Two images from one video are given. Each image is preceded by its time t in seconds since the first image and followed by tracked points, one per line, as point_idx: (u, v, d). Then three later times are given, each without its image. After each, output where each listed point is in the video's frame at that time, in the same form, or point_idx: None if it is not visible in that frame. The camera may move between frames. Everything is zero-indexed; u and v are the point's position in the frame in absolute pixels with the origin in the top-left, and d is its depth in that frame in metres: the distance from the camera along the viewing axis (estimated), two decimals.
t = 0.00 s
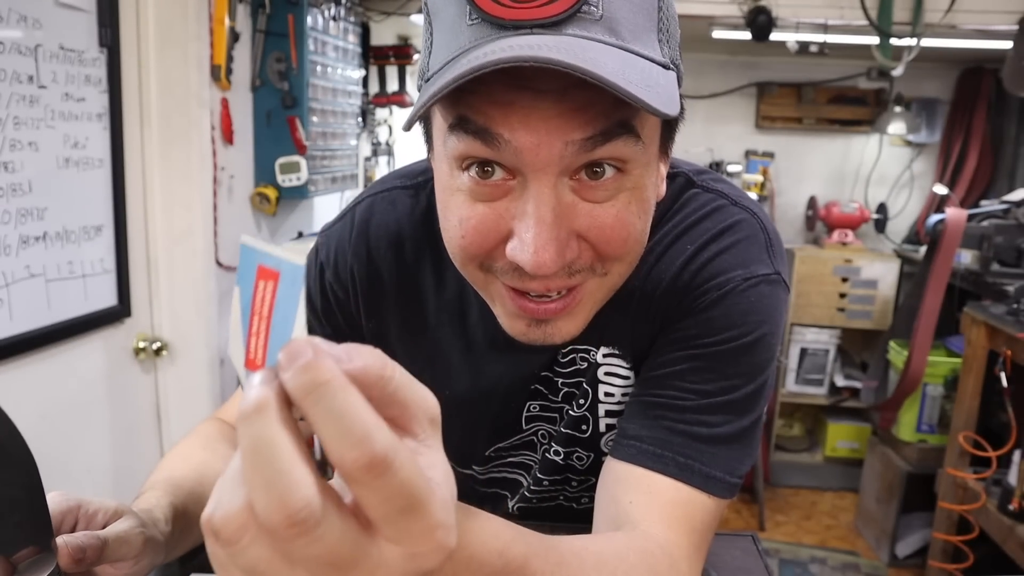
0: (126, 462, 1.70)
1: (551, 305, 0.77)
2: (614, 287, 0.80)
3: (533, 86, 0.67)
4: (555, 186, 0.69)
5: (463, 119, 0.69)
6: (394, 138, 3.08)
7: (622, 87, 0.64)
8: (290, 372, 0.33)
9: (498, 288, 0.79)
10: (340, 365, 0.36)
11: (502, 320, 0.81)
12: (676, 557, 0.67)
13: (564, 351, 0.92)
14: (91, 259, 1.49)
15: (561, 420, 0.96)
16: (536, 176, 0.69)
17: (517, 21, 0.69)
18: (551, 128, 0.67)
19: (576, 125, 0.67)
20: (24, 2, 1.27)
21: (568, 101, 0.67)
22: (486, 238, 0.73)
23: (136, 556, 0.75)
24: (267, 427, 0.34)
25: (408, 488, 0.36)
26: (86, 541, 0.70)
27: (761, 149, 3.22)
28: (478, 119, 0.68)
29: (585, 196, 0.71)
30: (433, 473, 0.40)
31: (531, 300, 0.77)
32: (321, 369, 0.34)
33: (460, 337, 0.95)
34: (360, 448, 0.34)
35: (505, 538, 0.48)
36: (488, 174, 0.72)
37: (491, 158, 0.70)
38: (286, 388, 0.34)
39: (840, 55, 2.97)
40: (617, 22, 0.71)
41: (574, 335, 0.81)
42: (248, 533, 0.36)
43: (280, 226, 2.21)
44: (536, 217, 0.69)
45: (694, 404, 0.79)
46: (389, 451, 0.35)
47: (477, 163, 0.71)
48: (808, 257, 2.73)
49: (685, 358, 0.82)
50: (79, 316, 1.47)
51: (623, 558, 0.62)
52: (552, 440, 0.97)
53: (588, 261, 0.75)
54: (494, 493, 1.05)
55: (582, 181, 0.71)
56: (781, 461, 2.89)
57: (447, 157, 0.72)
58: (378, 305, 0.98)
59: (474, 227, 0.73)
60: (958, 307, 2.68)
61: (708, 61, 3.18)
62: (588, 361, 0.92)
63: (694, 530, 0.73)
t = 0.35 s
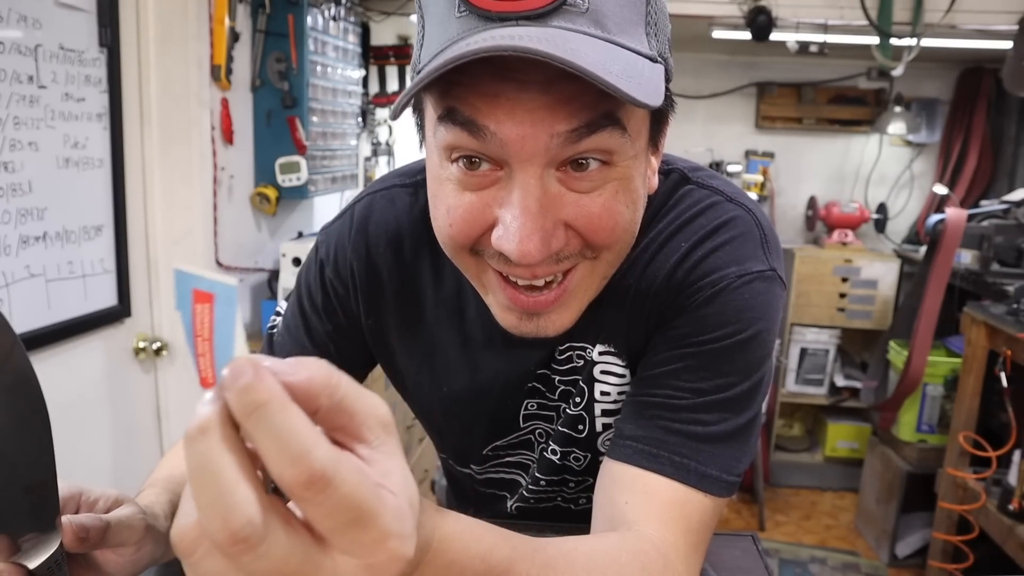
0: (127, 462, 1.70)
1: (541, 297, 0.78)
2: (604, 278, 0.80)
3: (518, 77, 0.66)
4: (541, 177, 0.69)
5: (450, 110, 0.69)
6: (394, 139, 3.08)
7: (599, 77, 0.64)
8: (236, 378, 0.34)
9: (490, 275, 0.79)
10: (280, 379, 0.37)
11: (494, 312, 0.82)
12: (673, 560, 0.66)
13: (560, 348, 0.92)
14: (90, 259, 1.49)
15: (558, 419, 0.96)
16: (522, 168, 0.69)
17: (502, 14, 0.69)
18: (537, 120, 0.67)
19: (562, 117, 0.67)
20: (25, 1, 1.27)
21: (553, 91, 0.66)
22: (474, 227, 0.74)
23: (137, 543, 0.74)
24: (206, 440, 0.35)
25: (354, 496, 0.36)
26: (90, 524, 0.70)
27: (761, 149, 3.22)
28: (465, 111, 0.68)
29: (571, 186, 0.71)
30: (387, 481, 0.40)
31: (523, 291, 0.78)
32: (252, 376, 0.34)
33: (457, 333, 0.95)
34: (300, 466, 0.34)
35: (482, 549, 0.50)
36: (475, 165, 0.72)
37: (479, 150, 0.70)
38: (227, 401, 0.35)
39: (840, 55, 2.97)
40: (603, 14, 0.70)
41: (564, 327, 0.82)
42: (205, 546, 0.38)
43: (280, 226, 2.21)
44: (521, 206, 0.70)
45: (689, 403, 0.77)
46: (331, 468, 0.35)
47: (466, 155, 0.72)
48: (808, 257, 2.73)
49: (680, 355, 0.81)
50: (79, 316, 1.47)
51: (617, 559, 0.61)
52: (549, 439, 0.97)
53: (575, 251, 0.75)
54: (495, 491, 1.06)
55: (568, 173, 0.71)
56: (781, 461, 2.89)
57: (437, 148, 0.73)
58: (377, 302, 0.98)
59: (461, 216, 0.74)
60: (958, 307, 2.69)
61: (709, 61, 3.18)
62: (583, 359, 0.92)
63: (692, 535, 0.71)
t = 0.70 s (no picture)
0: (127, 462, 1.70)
1: (548, 246, 0.77)
2: (605, 232, 0.80)
3: (536, 25, 0.66)
4: (554, 127, 0.70)
5: (467, 60, 0.69)
6: (395, 139, 3.09)
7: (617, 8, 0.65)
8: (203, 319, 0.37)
9: (496, 231, 0.78)
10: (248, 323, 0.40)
11: (500, 266, 0.81)
12: (675, 555, 0.63)
13: (562, 332, 0.92)
14: (90, 259, 1.49)
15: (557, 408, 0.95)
16: (537, 116, 0.69)
17: None
18: (554, 69, 0.67)
19: (579, 65, 0.67)
20: (24, 2, 1.27)
21: (571, 39, 0.66)
22: (489, 176, 0.74)
23: (136, 519, 0.74)
24: (187, 379, 0.38)
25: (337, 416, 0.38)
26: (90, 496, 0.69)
27: (761, 149, 3.22)
28: (481, 60, 0.68)
29: (582, 136, 0.71)
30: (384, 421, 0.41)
31: (530, 240, 0.77)
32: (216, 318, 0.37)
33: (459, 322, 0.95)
34: (281, 391, 0.37)
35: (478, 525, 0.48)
36: (491, 115, 0.72)
37: (494, 99, 0.70)
38: (197, 345, 0.37)
39: (840, 55, 2.97)
40: None
41: (563, 277, 0.82)
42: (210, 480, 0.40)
43: (279, 226, 2.21)
44: (536, 152, 0.70)
45: (691, 399, 0.74)
46: (311, 388, 0.38)
47: (481, 104, 0.71)
48: (808, 257, 2.73)
49: (680, 349, 0.78)
50: (79, 316, 1.47)
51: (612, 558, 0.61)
52: (550, 429, 0.96)
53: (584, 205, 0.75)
54: (498, 483, 1.06)
55: (579, 123, 0.71)
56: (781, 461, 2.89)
57: (452, 98, 0.72)
58: (383, 292, 0.97)
59: (478, 166, 0.73)
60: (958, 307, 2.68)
61: (709, 61, 3.18)
62: (581, 344, 0.90)
63: (694, 529, 0.68)
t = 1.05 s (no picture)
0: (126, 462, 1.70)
1: (539, 239, 0.76)
2: (599, 233, 0.79)
3: (524, 34, 0.67)
4: (542, 132, 0.70)
5: (460, 68, 0.69)
6: (395, 139, 3.09)
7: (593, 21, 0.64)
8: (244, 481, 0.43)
9: (492, 228, 0.78)
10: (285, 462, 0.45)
11: (496, 261, 0.81)
12: (733, 541, 0.65)
13: (581, 323, 0.91)
14: (90, 259, 1.49)
15: (574, 402, 0.94)
16: (524, 121, 0.69)
17: None
18: (540, 77, 0.67)
19: (564, 75, 0.67)
20: (25, 2, 1.27)
21: (553, 51, 0.66)
22: (482, 175, 0.74)
23: (142, 497, 0.72)
24: (257, 532, 0.44)
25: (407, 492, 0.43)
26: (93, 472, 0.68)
27: (761, 149, 3.22)
28: (473, 69, 0.69)
29: (570, 141, 0.71)
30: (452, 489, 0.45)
31: (521, 235, 0.76)
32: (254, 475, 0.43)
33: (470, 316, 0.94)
34: (348, 508, 0.42)
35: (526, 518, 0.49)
36: (484, 119, 0.72)
37: (486, 105, 0.70)
38: (259, 501, 0.43)
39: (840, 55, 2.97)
40: None
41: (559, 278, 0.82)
42: None
43: (279, 226, 2.21)
44: (523, 156, 0.70)
45: (730, 380, 0.73)
46: (377, 491, 0.43)
47: (474, 108, 0.72)
48: (808, 257, 2.73)
49: (709, 334, 0.77)
50: (79, 317, 1.47)
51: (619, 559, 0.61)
52: (567, 423, 0.95)
53: (573, 207, 0.74)
54: (509, 483, 1.04)
55: (568, 128, 0.71)
56: (781, 461, 2.89)
57: (448, 101, 0.73)
58: (395, 287, 0.96)
59: (470, 166, 0.74)
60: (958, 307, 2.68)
61: (708, 61, 3.18)
62: (602, 336, 0.90)
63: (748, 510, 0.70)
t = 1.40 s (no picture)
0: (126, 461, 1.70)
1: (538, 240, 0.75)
2: (600, 238, 0.80)
3: (519, 43, 0.67)
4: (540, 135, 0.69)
5: (460, 81, 0.70)
6: (395, 138, 3.09)
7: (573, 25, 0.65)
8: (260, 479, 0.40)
9: (495, 233, 0.76)
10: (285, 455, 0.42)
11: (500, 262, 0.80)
12: (742, 556, 0.64)
13: (590, 328, 0.91)
14: (91, 259, 1.50)
15: (577, 405, 0.94)
16: (521, 125, 0.69)
17: None
18: (534, 83, 0.67)
19: (561, 83, 0.67)
20: (25, 2, 1.27)
21: (550, 58, 0.67)
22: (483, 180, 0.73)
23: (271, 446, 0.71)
24: (272, 527, 0.41)
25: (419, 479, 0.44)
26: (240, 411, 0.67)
27: (761, 149, 3.22)
28: (470, 82, 0.70)
29: (567, 145, 0.71)
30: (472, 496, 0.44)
31: (522, 239, 0.75)
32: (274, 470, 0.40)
33: (492, 310, 0.95)
34: (363, 493, 0.42)
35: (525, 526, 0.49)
36: (484, 125, 0.72)
37: (484, 114, 0.70)
38: (267, 499, 0.41)
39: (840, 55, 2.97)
40: None
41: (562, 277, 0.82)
42: None
43: (279, 226, 2.21)
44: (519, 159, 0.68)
45: (743, 391, 0.73)
46: (389, 479, 0.43)
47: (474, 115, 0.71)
48: (808, 257, 2.73)
49: (721, 346, 0.77)
50: (80, 316, 1.47)
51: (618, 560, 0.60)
52: (569, 426, 0.95)
53: (570, 211, 0.75)
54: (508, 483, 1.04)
55: (565, 133, 0.70)
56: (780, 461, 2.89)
57: (449, 109, 0.74)
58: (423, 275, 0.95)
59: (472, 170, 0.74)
60: (959, 307, 2.68)
61: (708, 61, 3.18)
62: (611, 341, 0.90)
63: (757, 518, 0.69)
